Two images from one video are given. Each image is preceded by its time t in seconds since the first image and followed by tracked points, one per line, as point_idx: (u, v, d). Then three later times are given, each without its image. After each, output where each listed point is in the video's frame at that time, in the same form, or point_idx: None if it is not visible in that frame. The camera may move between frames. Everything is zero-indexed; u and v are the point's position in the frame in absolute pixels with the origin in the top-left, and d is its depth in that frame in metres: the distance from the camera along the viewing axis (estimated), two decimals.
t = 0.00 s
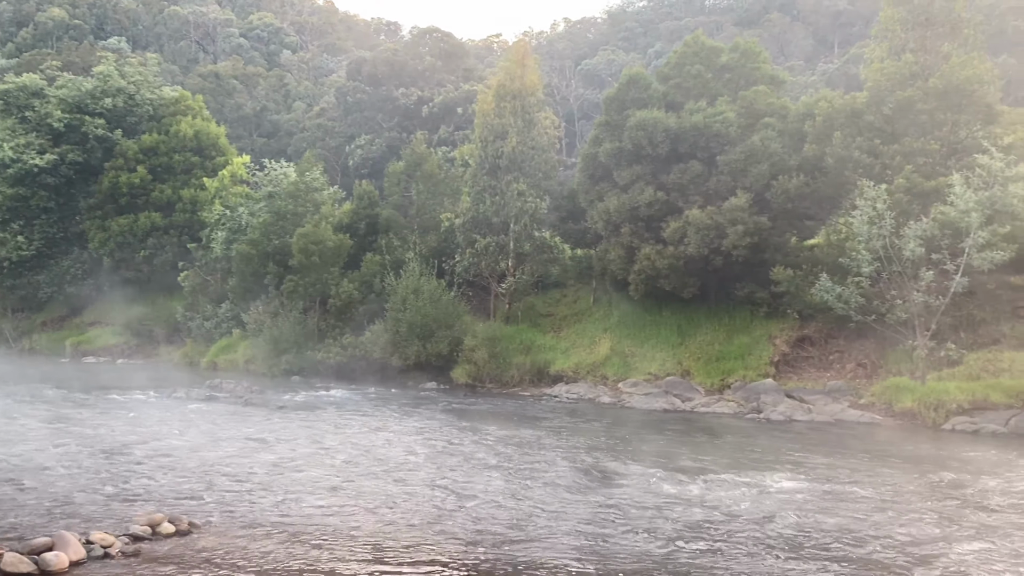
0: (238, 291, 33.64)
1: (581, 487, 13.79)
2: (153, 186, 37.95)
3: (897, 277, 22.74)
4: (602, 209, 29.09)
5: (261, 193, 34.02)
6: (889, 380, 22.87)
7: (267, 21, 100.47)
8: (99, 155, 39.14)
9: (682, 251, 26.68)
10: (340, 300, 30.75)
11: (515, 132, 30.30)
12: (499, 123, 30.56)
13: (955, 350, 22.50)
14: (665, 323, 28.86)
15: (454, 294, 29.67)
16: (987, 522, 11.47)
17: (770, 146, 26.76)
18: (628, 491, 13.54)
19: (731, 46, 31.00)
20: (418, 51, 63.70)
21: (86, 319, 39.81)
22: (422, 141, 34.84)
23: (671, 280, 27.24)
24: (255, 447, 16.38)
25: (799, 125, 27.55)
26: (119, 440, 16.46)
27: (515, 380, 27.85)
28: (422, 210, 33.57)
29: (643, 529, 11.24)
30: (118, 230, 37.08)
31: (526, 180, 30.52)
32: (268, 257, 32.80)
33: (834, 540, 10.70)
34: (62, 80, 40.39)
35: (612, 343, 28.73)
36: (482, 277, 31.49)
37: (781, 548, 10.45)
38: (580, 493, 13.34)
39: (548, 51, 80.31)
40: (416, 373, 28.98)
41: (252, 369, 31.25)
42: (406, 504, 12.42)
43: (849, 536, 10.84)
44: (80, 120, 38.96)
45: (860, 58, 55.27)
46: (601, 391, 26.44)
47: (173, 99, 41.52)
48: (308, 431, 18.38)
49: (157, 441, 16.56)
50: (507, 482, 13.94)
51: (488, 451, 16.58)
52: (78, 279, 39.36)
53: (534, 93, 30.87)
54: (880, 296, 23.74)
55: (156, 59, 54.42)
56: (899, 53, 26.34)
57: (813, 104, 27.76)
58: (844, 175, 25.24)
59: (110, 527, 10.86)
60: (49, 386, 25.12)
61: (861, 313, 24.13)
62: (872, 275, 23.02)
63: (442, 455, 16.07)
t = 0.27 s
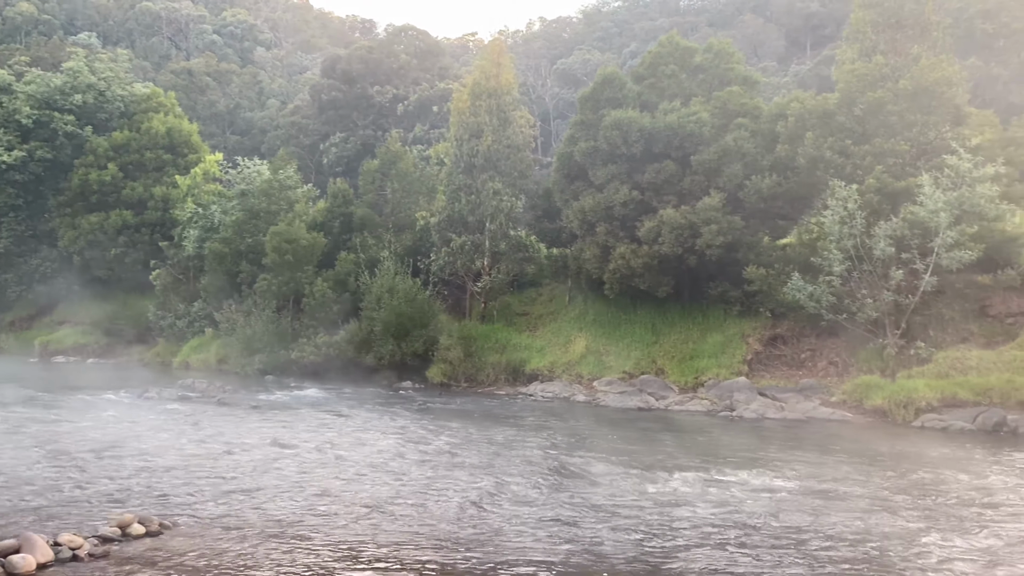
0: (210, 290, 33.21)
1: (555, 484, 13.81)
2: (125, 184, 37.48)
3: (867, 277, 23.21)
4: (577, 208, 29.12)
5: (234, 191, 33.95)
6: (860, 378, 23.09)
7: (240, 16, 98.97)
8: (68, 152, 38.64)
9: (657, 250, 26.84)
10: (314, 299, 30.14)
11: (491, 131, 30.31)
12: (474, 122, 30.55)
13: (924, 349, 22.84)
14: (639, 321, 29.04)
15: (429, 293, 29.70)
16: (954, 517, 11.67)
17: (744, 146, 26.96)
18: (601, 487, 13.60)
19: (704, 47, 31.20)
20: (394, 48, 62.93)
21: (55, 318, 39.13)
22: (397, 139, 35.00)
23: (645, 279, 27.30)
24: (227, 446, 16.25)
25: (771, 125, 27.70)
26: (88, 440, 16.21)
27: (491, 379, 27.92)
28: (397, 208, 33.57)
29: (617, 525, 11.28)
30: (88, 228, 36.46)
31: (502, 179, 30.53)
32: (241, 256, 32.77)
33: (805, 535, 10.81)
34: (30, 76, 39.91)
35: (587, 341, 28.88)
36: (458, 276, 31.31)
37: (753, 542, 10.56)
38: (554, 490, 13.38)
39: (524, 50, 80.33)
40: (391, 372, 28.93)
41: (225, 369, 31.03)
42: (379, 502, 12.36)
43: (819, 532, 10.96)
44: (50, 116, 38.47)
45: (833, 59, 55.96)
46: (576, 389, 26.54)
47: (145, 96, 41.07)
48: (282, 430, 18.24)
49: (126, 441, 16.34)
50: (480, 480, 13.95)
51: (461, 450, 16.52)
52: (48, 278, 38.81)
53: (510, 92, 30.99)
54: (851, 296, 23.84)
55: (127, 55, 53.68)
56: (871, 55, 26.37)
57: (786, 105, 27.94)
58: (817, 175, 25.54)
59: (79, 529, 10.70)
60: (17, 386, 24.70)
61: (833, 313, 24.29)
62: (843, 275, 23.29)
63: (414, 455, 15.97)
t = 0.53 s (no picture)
0: (181, 289, 32.69)
1: (527, 481, 13.89)
2: (95, 182, 36.93)
3: (839, 276, 23.43)
4: (552, 208, 29.22)
5: (207, 189, 33.51)
6: (832, 376, 23.20)
7: (212, 11, 97.12)
8: (37, 149, 38.05)
9: (632, 249, 27.03)
10: (287, 297, 29.74)
11: (466, 130, 30.31)
12: (449, 120, 30.50)
13: (895, 347, 23.11)
14: (614, 320, 29.20)
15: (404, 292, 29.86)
16: (918, 511, 11.95)
17: (718, 146, 27.18)
18: (573, 484, 13.72)
19: (679, 47, 31.39)
20: (370, 46, 63.45)
21: (23, 318, 38.52)
22: (372, 137, 35.01)
23: (620, 278, 27.53)
24: (198, 446, 16.13)
25: (745, 126, 27.86)
26: (55, 441, 15.98)
27: (466, 378, 27.92)
28: (372, 207, 33.48)
29: (588, 522, 11.37)
30: (57, 227, 35.81)
31: (477, 178, 30.57)
32: (213, 255, 32.33)
33: (774, 530, 10.97)
34: None
35: (562, 340, 28.97)
36: (433, 275, 31.20)
37: (723, 537, 10.69)
38: (526, 486, 13.47)
39: (500, 49, 80.42)
40: (365, 372, 28.85)
41: (198, 369, 30.69)
42: (352, 501, 12.35)
43: (789, 528, 11.14)
44: (18, 113, 37.82)
45: (805, 60, 56.67)
46: (552, 387, 26.53)
47: (115, 93, 40.58)
48: (253, 430, 18.14)
49: (95, 442, 16.14)
50: (453, 477, 14.00)
51: (433, 448, 16.54)
52: (16, 277, 38.22)
53: (485, 91, 31.06)
54: (823, 295, 23.96)
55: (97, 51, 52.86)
56: (842, 56, 26.56)
57: (759, 105, 28.14)
58: (789, 176, 25.85)
59: (47, 531, 10.55)
60: None
61: (806, 312, 24.26)
62: (815, 274, 23.54)
63: (387, 453, 15.96)
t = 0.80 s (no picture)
0: (153, 288, 32.46)
1: (500, 479, 13.92)
2: (65, 179, 36.37)
3: (811, 275, 23.61)
4: (528, 206, 29.25)
5: (179, 187, 32.91)
6: (805, 374, 23.46)
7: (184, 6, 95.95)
8: (5, 145, 37.44)
9: (608, 248, 27.16)
10: (261, 297, 29.72)
11: (442, 128, 30.25)
12: (424, 118, 30.37)
13: (866, 345, 23.39)
14: (590, 319, 29.34)
15: (379, 291, 29.76)
16: (888, 507, 12.13)
17: (692, 146, 27.39)
18: (546, 482, 13.78)
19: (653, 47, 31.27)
20: (344, 44, 62.71)
21: None
22: (346, 135, 34.80)
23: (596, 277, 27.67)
24: (169, 446, 15.98)
25: (719, 126, 28.04)
26: (21, 443, 15.73)
27: (441, 377, 27.85)
28: (347, 206, 33.27)
29: (561, 519, 11.42)
30: (26, 225, 35.29)
31: (453, 176, 30.52)
32: (186, 253, 32.07)
33: (744, 527, 11.09)
34: None
35: (538, 338, 28.98)
36: (409, 274, 31.12)
37: (694, 534, 10.78)
38: (498, 485, 13.51)
39: (476, 48, 80.39)
40: (340, 371, 28.68)
41: (170, 368, 30.32)
42: (325, 500, 12.31)
43: (761, 524, 11.26)
44: None
45: (778, 61, 57.31)
46: (527, 386, 26.58)
47: (85, 89, 40.05)
48: (224, 430, 17.99)
49: (63, 442, 15.91)
50: (426, 476, 14.00)
51: (407, 447, 16.54)
52: None
53: (460, 90, 31.01)
54: (796, 294, 24.35)
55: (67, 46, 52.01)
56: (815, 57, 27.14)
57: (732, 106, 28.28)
58: (762, 175, 26.10)
59: (13, 534, 10.38)
60: None
61: (778, 310, 24.86)
62: (788, 273, 23.74)
63: (360, 453, 15.93)
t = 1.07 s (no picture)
0: (125, 287, 32.21)
1: (473, 478, 13.91)
2: (35, 176, 35.83)
3: (785, 274, 23.85)
4: (504, 205, 29.18)
5: (151, 184, 32.88)
6: (778, 372, 23.80)
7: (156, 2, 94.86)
8: None
9: (584, 247, 27.22)
10: (234, 295, 29.53)
11: (418, 126, 30.19)
12: (400, 116, 30.28)
13: (838, 343, 23.72)
14: (566, 319, 29.46)
15: (354, 290, 29.66)
16: (858, 504, 12.24)
17: (667, 146, 27.54)
18: (519, 480, 13.79)
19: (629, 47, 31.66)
20: (319, 42, 62.21)
21: None
22: (321, 132, 34.65)
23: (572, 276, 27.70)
24: (139, 447, 15.76)
25: (693, 126, 28.30)
26: None
27: (417, 375, 27.74)
28: (322, 203, 33.28)
29: (534, 518, 11.43)
30: None
31: (429, 175, 30.43)
32: (158, 251, 31.77)
33: (716, 524, 11.17)
34: None
35: (514, 337, 28.97)
36: (384, 272, 31.09)
37: (668, 532, 10.83)
38: (472, 484, 13.50)
39: (452, 46, 80.26)
40: (314, 371, 28.50)
41: (142, 368, 29.96)
42: (298, 501, 12.24)
43: (734, 522, 11.34)
44: None
45: (752, 62, 57.86)
46: (503, 385, 26.55)
47: (55, 85, 39.43)
48: (195, 430, 17.78)
49: (29, 443, 15.63)
50: (399, 476, 13.96)
51: (380, 447, 16.48)
52: None
53: (436, 87, 30.92)
54: (768, 292, 24.52)
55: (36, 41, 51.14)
56: (788, 57, 27.79)
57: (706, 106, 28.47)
58: (737, 175, 26.28)
59: None
60: None
61: (751, 309, 24.94)
62: (761, 272, 23.97)
63: (332, 452, 15.85)
